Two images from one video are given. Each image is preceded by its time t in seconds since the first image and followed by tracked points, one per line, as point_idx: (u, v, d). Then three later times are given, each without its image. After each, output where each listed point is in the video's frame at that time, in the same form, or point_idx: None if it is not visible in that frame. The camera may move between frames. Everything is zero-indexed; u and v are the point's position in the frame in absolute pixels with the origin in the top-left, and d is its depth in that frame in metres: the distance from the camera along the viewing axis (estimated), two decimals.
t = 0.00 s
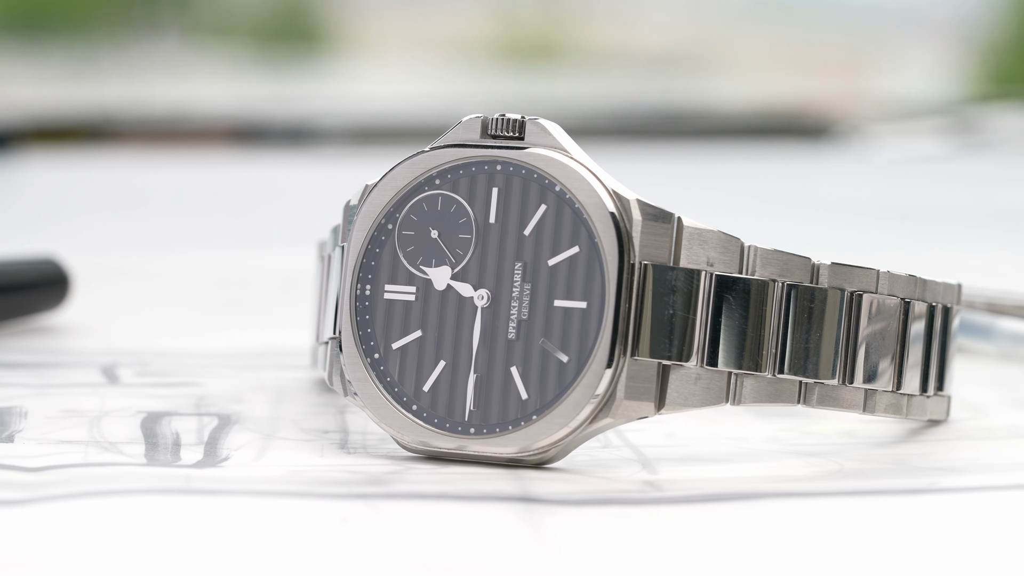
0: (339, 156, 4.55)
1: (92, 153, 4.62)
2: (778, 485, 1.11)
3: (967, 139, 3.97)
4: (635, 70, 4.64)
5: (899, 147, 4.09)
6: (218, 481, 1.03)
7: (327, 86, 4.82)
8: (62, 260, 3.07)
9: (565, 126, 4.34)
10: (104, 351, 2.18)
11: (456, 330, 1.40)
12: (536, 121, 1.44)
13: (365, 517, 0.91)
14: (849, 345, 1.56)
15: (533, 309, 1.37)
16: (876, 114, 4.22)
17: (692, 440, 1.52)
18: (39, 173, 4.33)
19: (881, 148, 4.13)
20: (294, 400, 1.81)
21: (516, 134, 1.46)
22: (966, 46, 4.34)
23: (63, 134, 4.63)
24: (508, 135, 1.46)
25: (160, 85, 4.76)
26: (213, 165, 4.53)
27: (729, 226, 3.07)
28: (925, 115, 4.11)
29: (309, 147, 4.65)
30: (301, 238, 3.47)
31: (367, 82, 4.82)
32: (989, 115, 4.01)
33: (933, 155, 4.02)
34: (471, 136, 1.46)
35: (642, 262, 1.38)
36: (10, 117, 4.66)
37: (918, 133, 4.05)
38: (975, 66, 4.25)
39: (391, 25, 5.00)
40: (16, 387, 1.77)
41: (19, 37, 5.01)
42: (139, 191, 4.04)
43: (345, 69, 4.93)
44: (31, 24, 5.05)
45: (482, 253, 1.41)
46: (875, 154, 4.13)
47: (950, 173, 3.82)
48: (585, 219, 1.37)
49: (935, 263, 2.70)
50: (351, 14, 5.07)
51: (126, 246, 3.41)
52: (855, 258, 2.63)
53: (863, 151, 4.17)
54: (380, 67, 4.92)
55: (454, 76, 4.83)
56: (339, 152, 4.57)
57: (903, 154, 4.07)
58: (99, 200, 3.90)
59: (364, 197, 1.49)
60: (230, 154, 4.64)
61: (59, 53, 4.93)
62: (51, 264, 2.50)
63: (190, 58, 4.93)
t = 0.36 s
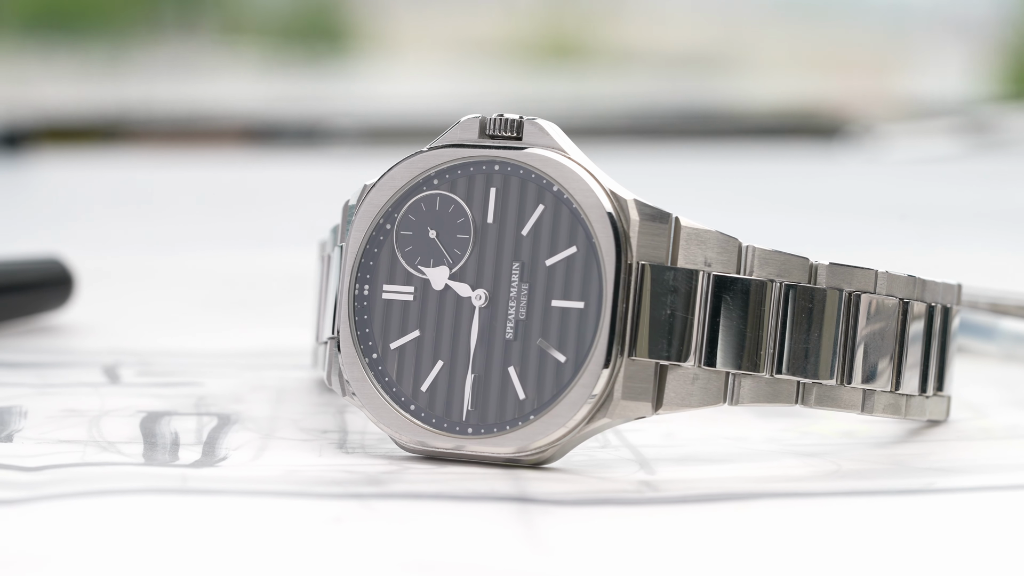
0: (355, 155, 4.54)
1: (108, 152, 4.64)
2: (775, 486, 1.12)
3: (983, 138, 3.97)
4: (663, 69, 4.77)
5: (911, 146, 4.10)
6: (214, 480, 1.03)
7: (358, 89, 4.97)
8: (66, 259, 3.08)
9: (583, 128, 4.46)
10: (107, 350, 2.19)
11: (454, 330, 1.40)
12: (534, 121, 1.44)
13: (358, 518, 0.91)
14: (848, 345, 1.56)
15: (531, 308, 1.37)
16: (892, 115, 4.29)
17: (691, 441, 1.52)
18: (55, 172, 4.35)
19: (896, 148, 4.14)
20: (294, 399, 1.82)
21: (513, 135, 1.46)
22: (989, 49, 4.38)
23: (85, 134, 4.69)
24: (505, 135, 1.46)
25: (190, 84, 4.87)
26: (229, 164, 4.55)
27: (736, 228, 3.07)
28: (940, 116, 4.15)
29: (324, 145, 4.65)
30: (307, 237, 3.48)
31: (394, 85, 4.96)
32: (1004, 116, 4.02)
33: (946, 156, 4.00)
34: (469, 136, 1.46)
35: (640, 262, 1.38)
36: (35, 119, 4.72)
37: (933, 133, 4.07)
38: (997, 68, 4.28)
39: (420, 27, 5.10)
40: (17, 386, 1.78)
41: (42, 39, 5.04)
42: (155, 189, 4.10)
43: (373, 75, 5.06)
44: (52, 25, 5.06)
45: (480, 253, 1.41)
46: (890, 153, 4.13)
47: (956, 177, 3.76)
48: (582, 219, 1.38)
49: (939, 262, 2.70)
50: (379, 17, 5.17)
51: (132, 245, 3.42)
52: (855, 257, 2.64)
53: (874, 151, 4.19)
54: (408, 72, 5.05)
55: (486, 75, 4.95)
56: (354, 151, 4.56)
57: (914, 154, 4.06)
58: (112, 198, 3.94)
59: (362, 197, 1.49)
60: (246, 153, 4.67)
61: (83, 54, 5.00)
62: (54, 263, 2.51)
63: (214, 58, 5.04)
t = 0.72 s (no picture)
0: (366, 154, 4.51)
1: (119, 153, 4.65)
2: (772, 486, 1.11)
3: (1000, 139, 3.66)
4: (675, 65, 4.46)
5: (924, 146, 3.89)
6: (212, 480, 1.03)
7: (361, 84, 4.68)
8: (70, 259, 3.08)
9: (587, 130, 4.36)
10: (111, 349, 2.19)
11: (452, 330, 1.40)
12: (532, 121, 1.44)
13: (354, 517, 0.91)
14: (846, 345, 1.56)
15: (529, 308, 1.37)
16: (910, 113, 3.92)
17: (690, 441, 1.52)
18: (65, 172, 4.38)
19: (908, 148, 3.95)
20: (295, 399, 1.82)
21: (512, 135, 1.46)
22: None
23: (94, 134, 4.67)
24: (504, 135, 1.46)
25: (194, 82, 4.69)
26: (238, 166, 4.56)
27: (737, 231, 3.17)
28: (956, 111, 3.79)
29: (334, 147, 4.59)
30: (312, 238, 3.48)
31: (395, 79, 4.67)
32: None
33: (962, 156, 3.77)
34: (467, 136, 1.46)
35: (639, 263, 1.37)
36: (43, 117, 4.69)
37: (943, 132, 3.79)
38: None
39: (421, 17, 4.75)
40: (19, 385, 1.78)
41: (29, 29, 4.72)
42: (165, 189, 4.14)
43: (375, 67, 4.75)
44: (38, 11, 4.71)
45: (478, 253, 1.41)
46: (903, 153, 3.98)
47: (964, 190, 3.77)
48: (581, 219, 1.38)
49: (934, 264, 2.76)
50: (384, 8, 4.82)
51: (138, 244, 3.44)
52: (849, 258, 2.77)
53: (888, 150, 4.03)
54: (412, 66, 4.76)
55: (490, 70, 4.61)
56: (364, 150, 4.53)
57: (926, 153, 3.91)
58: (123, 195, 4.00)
59: (361, 198, 1.50)
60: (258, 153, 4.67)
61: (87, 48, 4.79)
62: (57, 263, 2.52)
63: (215, 53, 4.80)
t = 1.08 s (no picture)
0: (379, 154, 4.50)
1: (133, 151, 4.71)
2: (770, 486, 1.12)
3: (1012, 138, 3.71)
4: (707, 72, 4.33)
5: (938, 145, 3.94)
6: (209, 479, 1.03)
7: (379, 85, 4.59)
8: (76, 259, 3.09)
9: (599, 130, 4.38)
10: (116, 349, 2.20)
11: (451, 330, 1.40)
12: (531, 121, 1.44)
13: (350, 517, 0.91)
14: (846, 345, 1.56)
15: (528, 308, 1.37)
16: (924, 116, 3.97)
17: (690, 441, 1.52)
18: (79, 172, 4.43)
19: (923, 148, 3.98)
20: (296, 399, 1.82)
21: (511, 135, 1.46)
22: None
23: (108, 135, 4.72)
24: (503, 135, 1.46)
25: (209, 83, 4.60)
26: (251, 166, 4.59)
27: (742, 230, 3.20)
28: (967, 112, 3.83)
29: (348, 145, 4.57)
30: (318, 237, 3.49)
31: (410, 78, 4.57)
32: None
33: (972, 155, 3.81)
34: (467, 136, 1.47)
35: (636, 262, 1.37)
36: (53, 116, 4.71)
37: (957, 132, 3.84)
38: None
39: (437, 14, 4.58)
40: (21, 384, 1.79)
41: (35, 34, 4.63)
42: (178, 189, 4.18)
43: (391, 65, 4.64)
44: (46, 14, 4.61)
45: (477, 253, 1.41)
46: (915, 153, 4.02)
47: (969, 192, 3.74)
48: (578, 219, 1.38)
49: (934, 265, 2.77)
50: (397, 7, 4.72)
51: (143, 243, 3.45)
52: (848, 258, 2.80)
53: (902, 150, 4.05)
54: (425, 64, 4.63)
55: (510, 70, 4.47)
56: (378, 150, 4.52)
57: (940, 154, 3.94)
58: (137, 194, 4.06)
59: (360, 197, 1.50)
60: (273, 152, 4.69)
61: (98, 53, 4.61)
62: (61, 262, 2.52)
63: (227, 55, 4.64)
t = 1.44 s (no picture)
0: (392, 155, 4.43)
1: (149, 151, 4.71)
2: (767, 487, 1.11)
3: None
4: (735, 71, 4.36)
5: (953, 146, 4.00)
6: (206, 478, 1.04)
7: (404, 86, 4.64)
8: (80, 258, 3.10)
9: (616, 129, 4.42)
10: (119, 348, 2.20)
11: (450, 330, 1.40)
12: (529, 121, 1.44)
13: (344, 517, 0.91)
14: (844, 345, 1.55)
15: (526, 308, 1.37)
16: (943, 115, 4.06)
17: (689, 441, 1.52)
18: (93, 171, 4.44)
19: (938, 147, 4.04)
20: (296, 398, 1.82)
21: (509, 134, 1.46)
22: None
23: (125, 134, 4.73)
24: (501, 135, 1.46)
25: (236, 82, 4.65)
26: (265, 164, 4.58)
27: (748, 229, 3.20)
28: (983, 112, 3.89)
29: (362, 145, 4.52)
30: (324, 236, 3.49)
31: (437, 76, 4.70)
32: None
33: (984, 155, 3.86)
34: (466, 136, 1.47)
35: (634, 263, 1.38)
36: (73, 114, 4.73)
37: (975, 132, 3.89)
38: None
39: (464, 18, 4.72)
40: (23, 383, 1.80)
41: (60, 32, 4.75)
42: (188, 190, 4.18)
43: (416, 66, 4.73)
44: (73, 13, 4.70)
45: (475, 253, 1.41)
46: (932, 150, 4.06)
47: (974, 192, 3.74)
48: (576, 219, 1.38)
49: (941, 266, 2.76)
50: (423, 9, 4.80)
51: (149, 242, 3.45)
52: (846, 258, 2.79)
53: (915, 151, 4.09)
54: (445, 63, 4.75)
55: (534, 70, 4.53)
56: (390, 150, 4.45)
57: (953, 153, 3.98)
58: (145, 195, 4.05)
59: (360, 197, 1.50)
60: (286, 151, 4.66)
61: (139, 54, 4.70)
62: (64, 261, 2.52)
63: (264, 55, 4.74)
